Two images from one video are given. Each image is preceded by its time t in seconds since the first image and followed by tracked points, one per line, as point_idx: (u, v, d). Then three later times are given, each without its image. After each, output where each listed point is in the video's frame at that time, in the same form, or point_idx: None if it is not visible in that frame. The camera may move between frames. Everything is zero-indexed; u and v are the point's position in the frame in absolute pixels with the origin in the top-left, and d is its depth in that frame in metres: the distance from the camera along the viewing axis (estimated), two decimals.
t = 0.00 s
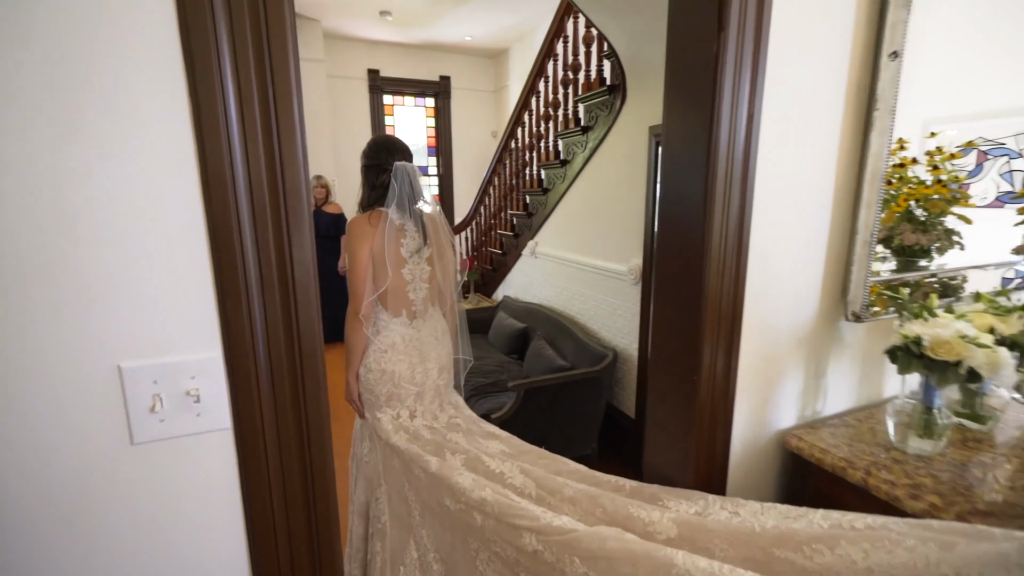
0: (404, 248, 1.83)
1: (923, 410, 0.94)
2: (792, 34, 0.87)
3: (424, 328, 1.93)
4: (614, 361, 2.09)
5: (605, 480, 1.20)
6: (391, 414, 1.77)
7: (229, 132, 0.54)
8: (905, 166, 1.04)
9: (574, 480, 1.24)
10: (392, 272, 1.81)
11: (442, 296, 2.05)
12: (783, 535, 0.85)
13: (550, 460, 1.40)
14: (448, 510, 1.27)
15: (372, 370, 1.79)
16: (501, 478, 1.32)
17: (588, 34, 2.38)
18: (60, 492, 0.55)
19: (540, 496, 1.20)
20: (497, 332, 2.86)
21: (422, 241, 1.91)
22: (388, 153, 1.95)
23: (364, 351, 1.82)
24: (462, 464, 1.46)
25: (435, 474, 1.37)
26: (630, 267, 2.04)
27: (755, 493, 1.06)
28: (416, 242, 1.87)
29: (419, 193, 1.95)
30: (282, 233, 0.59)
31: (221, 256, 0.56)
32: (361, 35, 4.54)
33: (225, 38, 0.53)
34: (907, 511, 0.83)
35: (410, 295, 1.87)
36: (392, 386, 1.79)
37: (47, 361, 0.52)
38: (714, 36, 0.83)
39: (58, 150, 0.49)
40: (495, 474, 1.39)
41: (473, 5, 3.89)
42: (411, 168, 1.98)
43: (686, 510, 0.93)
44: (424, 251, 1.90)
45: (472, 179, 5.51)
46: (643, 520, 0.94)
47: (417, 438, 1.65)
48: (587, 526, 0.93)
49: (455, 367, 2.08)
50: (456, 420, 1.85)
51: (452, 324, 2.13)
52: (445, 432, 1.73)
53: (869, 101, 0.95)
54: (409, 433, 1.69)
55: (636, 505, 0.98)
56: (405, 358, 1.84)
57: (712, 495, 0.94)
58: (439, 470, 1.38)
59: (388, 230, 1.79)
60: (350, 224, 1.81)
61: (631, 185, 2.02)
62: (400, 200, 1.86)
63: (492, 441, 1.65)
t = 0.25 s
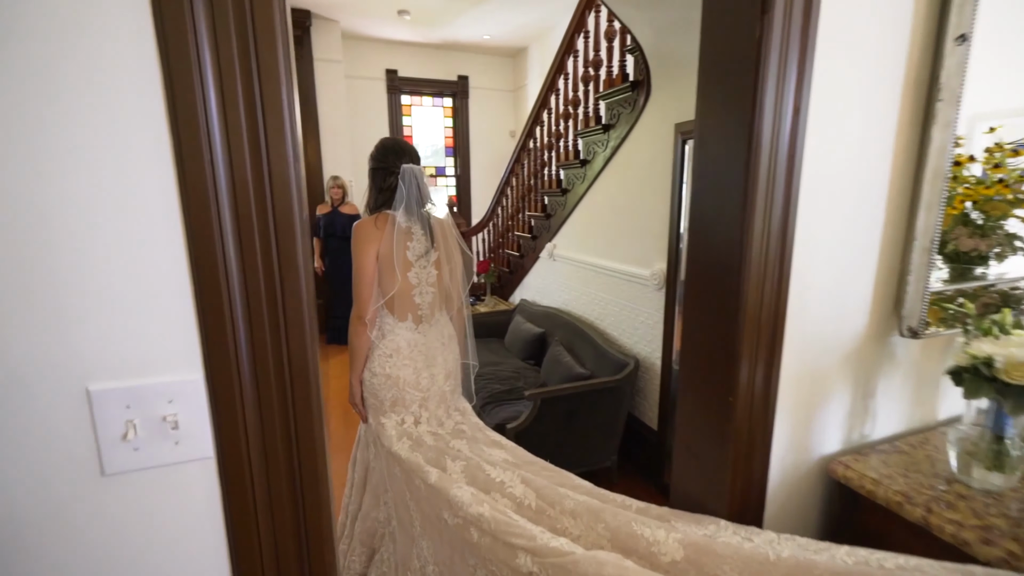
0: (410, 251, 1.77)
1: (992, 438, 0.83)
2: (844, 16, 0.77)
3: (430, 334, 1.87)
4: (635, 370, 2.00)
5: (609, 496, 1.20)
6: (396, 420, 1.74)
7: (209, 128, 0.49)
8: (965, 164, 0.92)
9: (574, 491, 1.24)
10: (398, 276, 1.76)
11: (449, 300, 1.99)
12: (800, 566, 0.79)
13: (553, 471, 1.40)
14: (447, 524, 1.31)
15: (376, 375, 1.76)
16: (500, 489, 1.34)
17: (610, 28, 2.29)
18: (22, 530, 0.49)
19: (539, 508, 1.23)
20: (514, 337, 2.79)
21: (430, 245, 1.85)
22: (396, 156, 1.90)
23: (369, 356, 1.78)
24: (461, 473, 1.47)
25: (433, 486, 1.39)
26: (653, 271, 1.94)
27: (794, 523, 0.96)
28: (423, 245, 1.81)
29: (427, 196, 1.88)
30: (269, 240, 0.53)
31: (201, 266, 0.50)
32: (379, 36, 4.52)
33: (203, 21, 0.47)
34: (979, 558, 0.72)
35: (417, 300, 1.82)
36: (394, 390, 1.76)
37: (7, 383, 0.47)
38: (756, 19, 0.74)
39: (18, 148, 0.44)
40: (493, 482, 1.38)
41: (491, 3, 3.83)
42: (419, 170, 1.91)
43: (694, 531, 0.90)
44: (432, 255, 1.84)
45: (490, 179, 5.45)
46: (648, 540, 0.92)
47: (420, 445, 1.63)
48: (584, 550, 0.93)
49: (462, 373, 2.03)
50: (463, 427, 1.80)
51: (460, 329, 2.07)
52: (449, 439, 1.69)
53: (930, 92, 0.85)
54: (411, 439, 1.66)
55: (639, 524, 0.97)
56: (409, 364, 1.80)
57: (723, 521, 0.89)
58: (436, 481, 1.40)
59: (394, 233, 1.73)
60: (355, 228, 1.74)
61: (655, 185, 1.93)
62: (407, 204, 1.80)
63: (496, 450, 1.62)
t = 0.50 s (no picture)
0: (417, 257, 1.72)
1: None
2: None
3: (438, 339, 1.81)
4: (659, 380, 1.90)
5: (615, 516, 1.26)
6: (402, 427, 1.70)
7: (183, 123, 0.43)
8: None
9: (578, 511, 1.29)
10: (403, 282, 1.71)
11: (459, 305, 1.93)
12: None
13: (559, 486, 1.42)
14: (449, 538, 1.34)
15: (381, 381, 1.74)
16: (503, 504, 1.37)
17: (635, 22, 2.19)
18: None
19: (541, 526, 1.30)
20: (533, 342, 2.71)
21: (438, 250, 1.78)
22: (406, 160, 1.84)
23: (374, 361, 1.76)
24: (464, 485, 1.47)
25: (435, 499, 1.41)
26: (680, 276, 1.84)
27: (843, 561, 0.86)
28: (431, 250, 1.74)
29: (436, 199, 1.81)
30: (253, 249, 0.46)
31: (176, 280, 0.44)
32: (399, 35, 4.49)
33: None
34: None
35: (423, 306, 1.76)
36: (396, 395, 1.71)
37: None
38: None
39: None
40: (496, 496, 1.43)
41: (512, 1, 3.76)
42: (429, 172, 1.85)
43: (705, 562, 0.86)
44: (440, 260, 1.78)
45: (510, 180, 5.38)
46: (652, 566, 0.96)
47: (425, 454, 1.61)
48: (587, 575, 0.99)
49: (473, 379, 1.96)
50: (470, 435, 1.75)
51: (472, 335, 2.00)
52: (455, 448, 1.66)
53: (1009, 79, 0.75)
54: (416, 448, 1.64)
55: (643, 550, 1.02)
56: (415, 369, 1.75)
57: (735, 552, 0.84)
58: (439, 493, 1.42)
59: (400, 238, 1.68)
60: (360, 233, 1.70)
61: (682, 186, 1.82)
62: (414, 208, 1.74)
63: (502, 460, 1.60)
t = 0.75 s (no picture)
0: (420, 261, 1.67)
1: None
2: None
3: (441, 345, 1.76)
4: (684, 392, 1.81)
5: (619, 530, 1.37)
6: (406, 432, 1.67)
7: (144, 116, 0.37)
8: None
9: (580, 522, 1.39)
10: (406, 287, 1.67)
11: (465, 311, 1.87)
12: None
13: (562, 497, 1.48)
14: (450, 547, 1.40)
15: (384, 386, 1.69)
16: (503, 513, 1.42)
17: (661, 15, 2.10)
18: None
19: (542, 538, 1.37)
20: (551, 347, 2.64)
21: (443, 254, 1.74)
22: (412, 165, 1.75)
23: (377, 367, 1.71)
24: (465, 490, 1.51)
25: (435, 506, 1.45)
26: (708, 282, 1.75)
27: None
28: (435, 255, 1.70)
29: (442, 203, 1.75)
30: (228, 263, 0.40)
31: (138, 295, 0.38)
32: (417, 35, 4.46)
33: None
34: None
35: (426, 311, 1.71)
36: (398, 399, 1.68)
37: None
38: None
39: None
40: (497, 503, 1.47)
41: None
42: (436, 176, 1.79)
43: None
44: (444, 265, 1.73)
45: (528, 180, 5.31)
46: None
47: (428, 459, 1.61)
48: None
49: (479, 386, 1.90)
50: (474, 441, 1.73)
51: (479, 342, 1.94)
52: (458, 453, 1.66)
53: None
54: (420, 452, 1.63)
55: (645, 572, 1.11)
56: (418, 375, 1.70)
57: None
58: (440, 501, 1.46)
59: (403, 242, 1.64)
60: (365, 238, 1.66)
61: (711, 187, 1.73)
62: (419, 212, 1.68)
63: (505, 468, 1.61)
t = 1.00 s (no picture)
0: (422, 261, 1.64)
1: None
2: None
3: (445, 346, 1.71)
4: (709, 404, 1.72)
5: (618, 537, 1.41)
6: (408, 432, 1.65)
7: (85, 107, 0.31)
8: None
9: (573, 522, 1.42)
10: (408, 287, 1.63)
11: (470, 312, 1.82)
12: None
13: (561, 498, 1.50)
14: (446, 545, 1.42)
15: (388, 387, 1.65)
16: (502, 514, 1.44)
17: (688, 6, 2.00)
18: None
19: (539, 539, 1.39)
20: (569, 351, 2.55)
21: (447, 253, 1.70)
22: (415, 163, 1.71)
23: (380, 368, 1.67)
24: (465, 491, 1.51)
25: (433, 504, 1.46)
26: (736, 287, 1.65)
27: None
28: (438, 254, 1.66)
29: (446, 203, 1.72)
30: (190, 275, 0.35)
31: (80, 309, 0.33)
32: (435, 33, 4.42)
33: None
34: None
35: (430, 311, 1.67)
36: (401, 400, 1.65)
37: None
38: None
39: None
40: (497, 502, 1.48)
41: None
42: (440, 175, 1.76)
43: None
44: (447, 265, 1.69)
45: (545, 180, 5.22)
46: None
47: (429, 458, 1.60)
48: None
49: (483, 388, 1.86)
50: (476, 441, 1.71)
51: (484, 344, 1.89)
52: (460, 453, 1.65)
53: None
54: (422, 452, 1.62)
55: None
56: (420, 376, 1.66)
57: None
58: (439, 500, 1.46)
59: (406, 241, 1.61)
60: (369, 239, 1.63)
61: (740, 187, 1.63)
62: (422, 211, 1.64)
63: (506, 467, 1.62)
